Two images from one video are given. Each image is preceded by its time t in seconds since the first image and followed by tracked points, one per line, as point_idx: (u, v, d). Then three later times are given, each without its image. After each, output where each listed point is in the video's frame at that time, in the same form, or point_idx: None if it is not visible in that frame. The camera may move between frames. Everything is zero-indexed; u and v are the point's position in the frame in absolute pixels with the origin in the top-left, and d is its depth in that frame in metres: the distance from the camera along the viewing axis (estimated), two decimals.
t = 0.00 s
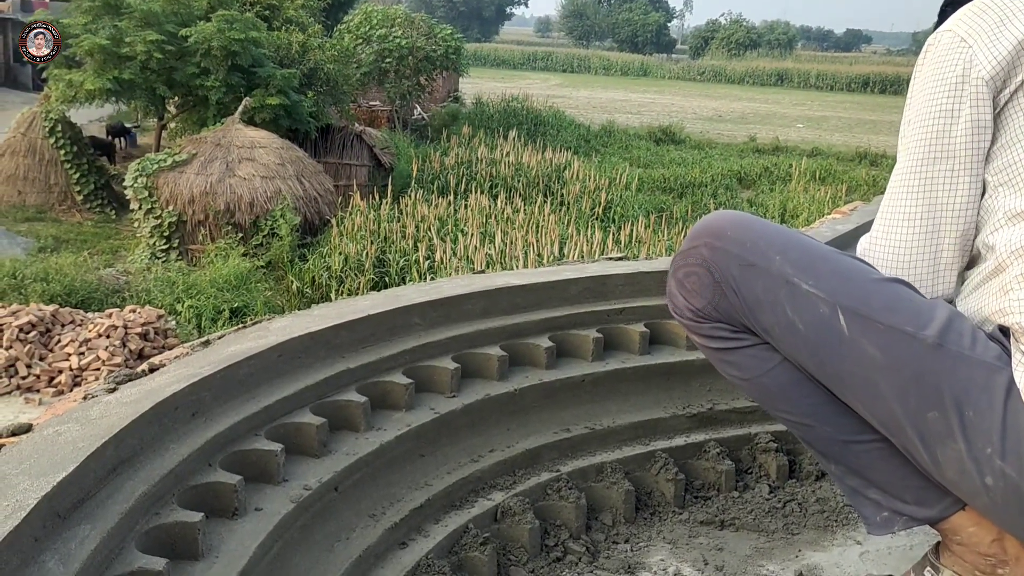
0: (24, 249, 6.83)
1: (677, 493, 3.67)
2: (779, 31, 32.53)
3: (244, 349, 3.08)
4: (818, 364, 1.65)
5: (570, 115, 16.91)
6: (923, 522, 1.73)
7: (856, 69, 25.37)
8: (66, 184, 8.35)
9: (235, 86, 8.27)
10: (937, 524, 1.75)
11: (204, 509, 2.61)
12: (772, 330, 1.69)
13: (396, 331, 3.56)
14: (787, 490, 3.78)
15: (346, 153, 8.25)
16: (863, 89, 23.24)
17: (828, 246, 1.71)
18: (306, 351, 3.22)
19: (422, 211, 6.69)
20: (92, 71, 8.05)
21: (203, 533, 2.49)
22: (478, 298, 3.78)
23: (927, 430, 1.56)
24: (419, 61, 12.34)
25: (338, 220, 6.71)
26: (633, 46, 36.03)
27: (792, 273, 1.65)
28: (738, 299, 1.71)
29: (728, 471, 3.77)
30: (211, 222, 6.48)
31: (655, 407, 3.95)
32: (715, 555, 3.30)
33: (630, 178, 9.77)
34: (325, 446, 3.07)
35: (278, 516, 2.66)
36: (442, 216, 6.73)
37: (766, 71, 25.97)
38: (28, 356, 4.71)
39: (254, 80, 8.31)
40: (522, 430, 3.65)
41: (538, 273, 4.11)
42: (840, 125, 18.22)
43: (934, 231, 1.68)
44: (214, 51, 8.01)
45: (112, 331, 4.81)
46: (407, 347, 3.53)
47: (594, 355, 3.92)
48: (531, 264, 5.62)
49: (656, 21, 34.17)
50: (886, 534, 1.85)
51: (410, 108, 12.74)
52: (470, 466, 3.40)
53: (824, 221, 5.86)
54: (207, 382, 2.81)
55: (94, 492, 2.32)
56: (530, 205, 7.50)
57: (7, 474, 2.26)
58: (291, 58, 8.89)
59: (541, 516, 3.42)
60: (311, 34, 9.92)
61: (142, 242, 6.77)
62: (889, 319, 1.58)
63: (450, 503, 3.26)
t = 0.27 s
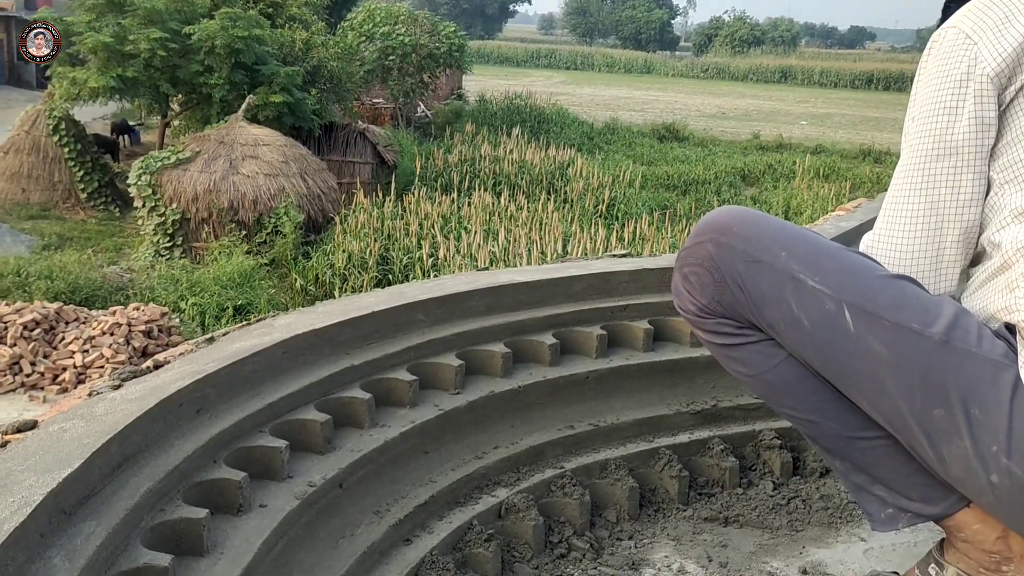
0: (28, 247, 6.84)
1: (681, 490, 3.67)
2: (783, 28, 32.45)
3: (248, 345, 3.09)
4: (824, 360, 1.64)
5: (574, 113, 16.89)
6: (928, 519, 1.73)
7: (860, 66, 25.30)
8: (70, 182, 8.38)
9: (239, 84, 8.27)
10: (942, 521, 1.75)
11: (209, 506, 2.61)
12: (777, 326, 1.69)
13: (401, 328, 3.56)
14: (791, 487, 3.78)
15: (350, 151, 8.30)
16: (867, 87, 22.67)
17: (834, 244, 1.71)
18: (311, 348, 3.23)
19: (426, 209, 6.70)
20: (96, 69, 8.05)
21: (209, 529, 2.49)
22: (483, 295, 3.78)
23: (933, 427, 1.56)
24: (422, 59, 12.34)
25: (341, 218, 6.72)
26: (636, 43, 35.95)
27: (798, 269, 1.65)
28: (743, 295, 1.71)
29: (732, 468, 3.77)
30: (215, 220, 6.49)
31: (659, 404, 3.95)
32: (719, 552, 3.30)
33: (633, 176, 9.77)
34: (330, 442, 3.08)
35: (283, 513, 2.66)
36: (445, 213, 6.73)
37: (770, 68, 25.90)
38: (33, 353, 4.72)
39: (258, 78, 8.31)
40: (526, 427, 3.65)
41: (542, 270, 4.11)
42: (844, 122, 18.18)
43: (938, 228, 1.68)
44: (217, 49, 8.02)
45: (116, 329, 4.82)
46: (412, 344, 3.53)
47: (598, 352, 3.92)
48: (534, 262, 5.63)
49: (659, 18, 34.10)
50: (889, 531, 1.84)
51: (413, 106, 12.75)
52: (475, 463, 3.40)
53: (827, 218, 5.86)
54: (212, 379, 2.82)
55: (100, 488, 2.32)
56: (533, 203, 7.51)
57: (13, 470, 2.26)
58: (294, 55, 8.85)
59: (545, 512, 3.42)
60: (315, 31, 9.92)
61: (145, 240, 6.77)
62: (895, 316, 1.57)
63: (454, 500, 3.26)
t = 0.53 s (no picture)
0: (39, 245, 6.87)
1: (692, 487, 3.66)
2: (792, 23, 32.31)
3: (259, 343, 3.10)
4: (835, 357, 1.63)
5: (583, 109, 16.86)
6: (939, 516, 1.73)
7: (870, 62, 25.18)
8: (80, 181, 8.43)
9: (248, 82, 8.30)
10: (954, 518, 1.74)
11: (221, 502, 2.62)
12: (788, 323, 1.67)
13: (411, 325, 3.57)
14: (801, 484, 3.78)
15: (359, 149, 8.29)
16: (878, 81, 21.67)
17: (844, 239, 1.69)
18: (322, 345, 3.24)
19: (435, 206, 6.71)
20: (106, 68, 8.07)
21: (220, 525, 2.50)
22: (493, 292, 3.78)
23: (945, 425, 1.55)
24: (431, 56, 12.34)
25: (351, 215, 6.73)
26: (644, 39, 35.85)
27: (808, 266, 1.64)
28: (754, 293, 1.69)
29: (743, 465, 3.76)
30: (225, 218, 6.51)
31: (669, 401, 3.94)
32: (730, 549, 3.30)
33: (642, 172, 9.76)
34: (340, 439, 3.09)
35: (294, 509, 2.67)
36: (455, 211, 6.74)
37: (779, 64, 25.79)
38: (44, 351, 4.74)
39: (267, 76, 8.33)
40: (536, 424, 3.66)
41: (552, 267, 4.11)
42: (854, 118, 18.11)
43: (949, 224, 1.67)
44: (227, 48, 8.04)
45: (127, 327, 4.83)
46: (422, 341, 3.53)
47: (608, 349, 3.92)
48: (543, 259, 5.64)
49: (668, 14, 33.99)
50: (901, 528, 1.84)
51: (422, 103, 12.76)
52: (485, 459, 3.40)
53: (838, 215, 5.84)
54: (223, 376, 2.83)
55: (113, 485, 2.33)
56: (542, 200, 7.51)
57: (26, 467, 2.27)
58: (303, 53, 8.86)
59: (555, 509, 3.43)
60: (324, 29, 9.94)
61: (155, 238, 6.79)
62: (906, 313, 1.56)
63: (464, 496, 3.27)
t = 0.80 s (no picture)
0: (48, 240, 6.90)
1: (699, 480, 3.66)
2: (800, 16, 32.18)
3: (266, 336, 3.10)
4: (842, 352, 1.62)
5: (590, 103, 16.84)
6: (947, 510, 1.72)
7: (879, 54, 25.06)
8: (89, 175, 8.40)
9: (255, 76, 8.31)
10: (963, 512, 1.74)
11: (228, 496, 2.63)
12: (794, 318, 1.65)
13: (418, 319, 3.57)
14: (809, 477, 3.77)
15: (366, 143, 8.30)
16: (886, 74, 21.32)
17: (850, 232, 1.67)
18: (329, 338, 3.24)
19: (442, 200, 6.71)
20: (114, 63, 8.08)
21: (228, 518, 2.51)
22: (500, 286, 3.78)
23: (953, 419, 1.54)
24: (438, 50, 12.34)
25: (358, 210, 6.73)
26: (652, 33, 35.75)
27: (815, 260, 1.62)
28: (759, 288, 1.67)
29: (750, 458, 3.76)
30: (232, 213, 6.52)
31: (676, 394, 3.94)
32: (737, 542, 3.30)
33: (650, 166, 9.74)
34: (348, 433, 3.09)
35: (301, 502, 2.68)
36: (462, 204, 6.74)
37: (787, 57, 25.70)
38: (53, 346, 4.76)
39: (274, 70, 8.33)
40: (544, 417, 3.65)
41: (559, 260, 4.11)
42: (862, 111, 18.04)
43: (959, 206, 1.65)
44: (234, 42, 8.05)
45: (135, 322, 4.85)
46: (429, 335, 3.53)
47: (615, 343, 3.91)
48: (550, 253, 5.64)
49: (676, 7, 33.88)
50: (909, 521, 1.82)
51: (429, 97, 12.77)
52: (492, 453, 3.40)
53: (846, 208, 5.83)
54: (231, 369, 2.83)
55: (121, 478, 2.34)
56: (550, 194, 7.51)
57: (35, 460, 2.28)
58: (310, 48, 8.91)
59: (563, 502, 3.43)
60: (331, 23, 9.94)
61: (163, 233, 6.80)
62: (914, 307, 1.55)
63: (472, 490, 3.27)
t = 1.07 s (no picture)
0: (51, 236, 6.90)
1: (702, 476, 3.66)
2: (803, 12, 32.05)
3: (269, 332, 3.10)
4: (846, 356, 1.63)
5: (592, 99, 16.81)
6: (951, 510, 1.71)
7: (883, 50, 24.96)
8: (91, 170, 8.44)
9: (258, 72, 8.31)
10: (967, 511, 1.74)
11: (232, 491, 2.63)
12: (796, 320, 1.66)
13: (421, 315, 3.57)
14: (812, 473, 3.77)
15: (369, 139, 8.31)
16: (890, 71, 20.20)
17: (856, 231, 1.67)
18: (332, 334, 3.24)
19: (445, 196, 6.71)
20: (116, 58, 8.08)
21: (231, 513, 2.51)
22: (503, 282, 3.78)
23: (959, 425, 1.54)
24: (440, 46, 12.32)
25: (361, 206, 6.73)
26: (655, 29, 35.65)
27: (818, 263, 1.62)
28: (762, 291, 1.69)
29: (753, 454, 3.76)
30: (235, 208, 6.53)
31: (679, 390, 3.94)
32: (740, 538, 3.30)
33: (653, 162, 9.73)
34: (351, 428, 3.09)
35: (304, 497, 2.68)
36: (465, 200, 6.73)
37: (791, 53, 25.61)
38: (56, 341, 4.77)
39: (277, 66, 8.34)
40: (547, 413, 3.66)
41: (562, 256, 4.11)
42: (865, 108, 17.99)
43: (972, 189, 1.64)
44: (237, 38, 8.05)
45: (138, 317, 4.85)
46: (431, 331, 3.53)
47: (619, 338, 3.91)
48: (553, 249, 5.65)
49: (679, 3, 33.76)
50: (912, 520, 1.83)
51: (432, 94, 12.77)
52: (495, 449, 3.41)
53: (849, 204, 5.82)
54: (234, 364, 2.83)
55: (124, 473, 2.34)
56: (552, 190, 7.51)
57: (38, 455, 2.29)
58: (313, 43, 8.91)
59: (565, 498, 3.43)
60: (334, 19, 9.93)
61: (166, 229, 6.81)
62: (918, 311, 1.54)
63: (475, 485, 3.27)
